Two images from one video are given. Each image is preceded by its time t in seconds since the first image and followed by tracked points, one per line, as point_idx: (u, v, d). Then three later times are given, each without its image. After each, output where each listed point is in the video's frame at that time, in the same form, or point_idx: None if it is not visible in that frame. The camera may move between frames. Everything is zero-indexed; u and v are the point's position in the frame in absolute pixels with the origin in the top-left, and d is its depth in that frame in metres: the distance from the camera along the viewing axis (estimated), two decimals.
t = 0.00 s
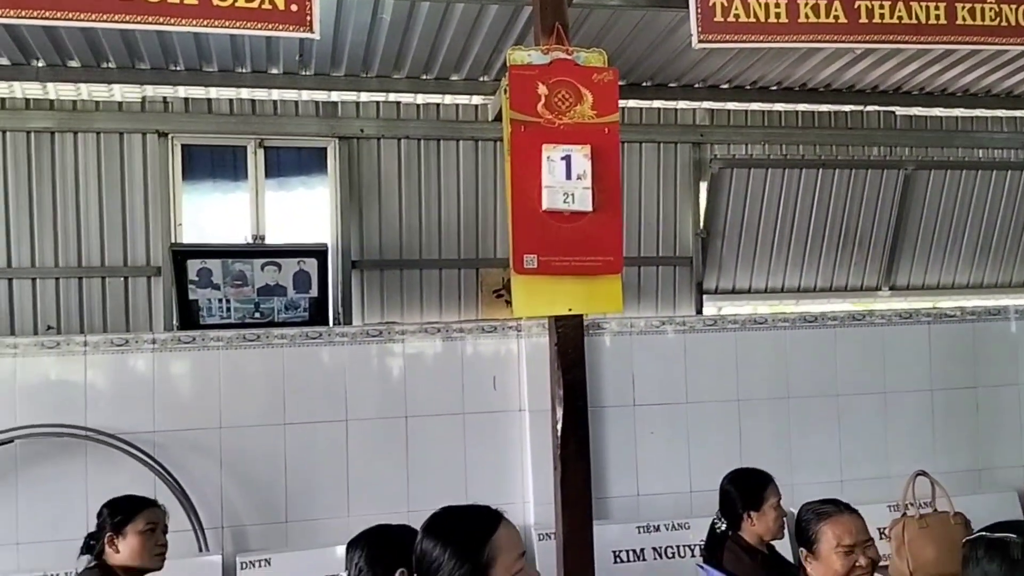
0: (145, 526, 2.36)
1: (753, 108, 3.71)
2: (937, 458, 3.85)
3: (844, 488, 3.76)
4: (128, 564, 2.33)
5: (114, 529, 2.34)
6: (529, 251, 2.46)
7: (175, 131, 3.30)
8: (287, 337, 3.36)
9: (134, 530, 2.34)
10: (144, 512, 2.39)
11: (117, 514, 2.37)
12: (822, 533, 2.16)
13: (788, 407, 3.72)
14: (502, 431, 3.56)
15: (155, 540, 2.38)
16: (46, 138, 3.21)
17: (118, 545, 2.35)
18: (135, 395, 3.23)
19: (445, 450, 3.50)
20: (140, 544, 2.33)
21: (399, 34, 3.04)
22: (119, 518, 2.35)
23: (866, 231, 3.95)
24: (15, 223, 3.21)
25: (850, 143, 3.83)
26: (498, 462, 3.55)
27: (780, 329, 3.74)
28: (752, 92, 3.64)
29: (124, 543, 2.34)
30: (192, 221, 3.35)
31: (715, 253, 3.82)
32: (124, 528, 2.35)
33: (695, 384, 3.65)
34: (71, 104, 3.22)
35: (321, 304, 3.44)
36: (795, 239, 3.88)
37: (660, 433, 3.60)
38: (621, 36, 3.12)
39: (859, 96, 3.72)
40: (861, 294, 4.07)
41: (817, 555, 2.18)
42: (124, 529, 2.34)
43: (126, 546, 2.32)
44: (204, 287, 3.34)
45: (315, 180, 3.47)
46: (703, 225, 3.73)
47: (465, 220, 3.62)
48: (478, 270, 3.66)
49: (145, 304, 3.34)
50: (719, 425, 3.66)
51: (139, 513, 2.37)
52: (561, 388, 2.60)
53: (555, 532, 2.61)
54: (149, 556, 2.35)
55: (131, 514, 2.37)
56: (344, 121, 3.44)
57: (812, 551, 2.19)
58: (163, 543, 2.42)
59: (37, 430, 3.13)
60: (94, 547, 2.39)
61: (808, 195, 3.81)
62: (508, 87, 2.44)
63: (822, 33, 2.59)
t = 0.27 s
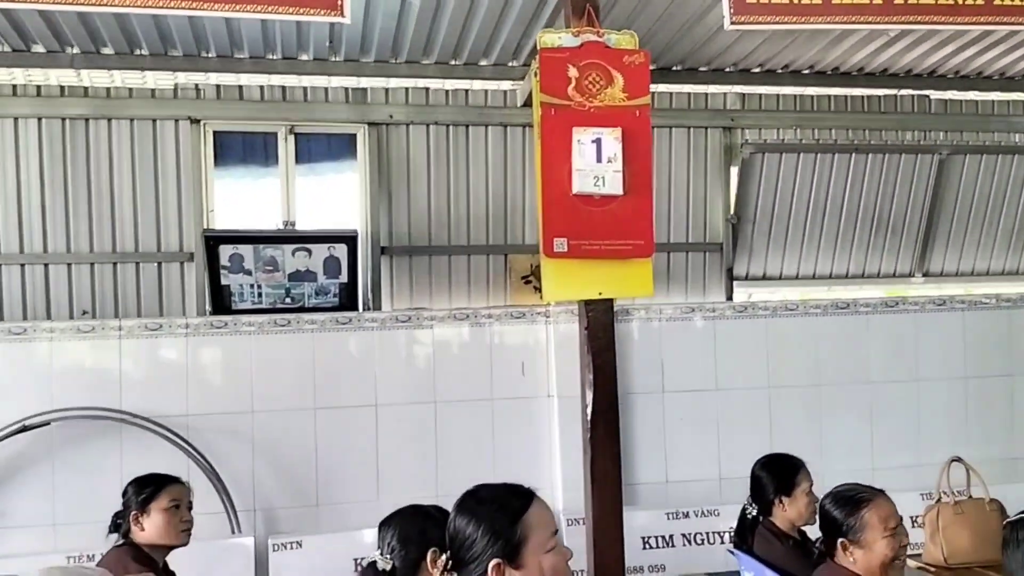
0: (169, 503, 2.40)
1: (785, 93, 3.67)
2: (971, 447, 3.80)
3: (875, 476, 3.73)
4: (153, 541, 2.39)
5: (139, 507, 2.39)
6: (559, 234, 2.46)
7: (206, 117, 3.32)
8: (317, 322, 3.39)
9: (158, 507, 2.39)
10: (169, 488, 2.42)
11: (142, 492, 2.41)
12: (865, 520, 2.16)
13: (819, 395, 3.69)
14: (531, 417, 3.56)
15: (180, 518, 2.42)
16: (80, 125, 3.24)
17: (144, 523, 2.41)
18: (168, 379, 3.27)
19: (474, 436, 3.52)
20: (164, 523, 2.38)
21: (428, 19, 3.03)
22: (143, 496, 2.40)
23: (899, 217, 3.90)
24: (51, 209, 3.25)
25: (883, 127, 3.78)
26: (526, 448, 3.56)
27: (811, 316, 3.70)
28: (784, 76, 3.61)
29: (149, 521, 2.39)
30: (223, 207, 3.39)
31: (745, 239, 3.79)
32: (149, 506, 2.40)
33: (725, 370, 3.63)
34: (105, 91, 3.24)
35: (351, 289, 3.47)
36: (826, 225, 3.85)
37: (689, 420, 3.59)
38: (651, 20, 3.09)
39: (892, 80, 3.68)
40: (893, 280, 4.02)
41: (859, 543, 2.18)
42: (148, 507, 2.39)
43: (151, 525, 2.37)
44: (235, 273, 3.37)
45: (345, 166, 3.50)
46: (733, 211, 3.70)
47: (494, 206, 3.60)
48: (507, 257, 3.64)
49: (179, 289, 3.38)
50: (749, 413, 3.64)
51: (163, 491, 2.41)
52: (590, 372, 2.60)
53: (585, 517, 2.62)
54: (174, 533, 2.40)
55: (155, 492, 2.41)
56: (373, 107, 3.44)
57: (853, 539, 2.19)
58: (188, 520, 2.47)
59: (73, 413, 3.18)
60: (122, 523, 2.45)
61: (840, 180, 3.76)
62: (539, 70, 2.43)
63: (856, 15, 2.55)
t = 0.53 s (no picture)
0: (176, 480, 2.45)
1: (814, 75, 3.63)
2: (1001, 433, 3.76)
3: (904, 462, 3.70)
4: (165, 517, 2.44)
5: (146, 486, 2.44)
6: (586, 216, 2.46)
7: (234, 102, 3.33)
8: (344, 306, 3.41)
9: (165, 485, 2.43)
10: (175, 465, 2.47)
11: (147, 471, 2.46)
12: (906, 493, 2.18)
13: (847, 380, 3.66)
14: (556, 401, 3.56)
15: (189, 492, 2.46)
16: (110, 109, 3.27)
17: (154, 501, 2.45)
18: (197, 362, 3.31)
19: (499, 420, 3.53)
20: (172, 498, 2.43)
21: (454, 3, 3.02)
22: (150, 474, 2.44)
23: (930, 200, 3.85)
24: (82, 194, 3.29)
25: (913, 109, 3.73)
26: (552, 432, 3.56)
27: (840, 301, 3.67)
28: (813, 58, 3.56)
29: (159, 498, 2.43)
30: (251, 191, 3.41)
31: (773, 223, 3.76)
32: (156, 484, 2.44)
33: (752, 355, 3.61)
34: (134, 76, 3.27)
35: (377, 273, 3.48)
36: (855, 209, 3.81)
37: (716, 405, 3.58)
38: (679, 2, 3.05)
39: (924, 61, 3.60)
40: (923, 265, 3.97)
41: (900, 517, 2.17)
42: (155, 486, 2.44)
43: (160, 502, 2.41)
44: (263, 257, 3.40)
45: (371, 150, 3.51)
46: (761, 195, 3.67)
47: (519, 191, 3.59)
48: (532, 241, 3.63)
49: (207, 272, 3.41)
50: (776, 398, 3.62)
51: (169, 468, 2.45)
52: (617, 354, 2.61)
53: (611, 500, 2.61)
54: (184, 508, 2.44)
55: (161, 470, 2.45)
56: (399, 91, 3.45)
57: (894, 514, 2.18)
58: (198, 493, 2.51)
59: (105, 395, 3.23)
60: (134, 503, 2.50)
61: (869, 164, 3.72)
62: (565, 50, 2.42)
63: None
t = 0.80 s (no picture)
0: (181, 458, 2.49)
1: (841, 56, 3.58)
2: None
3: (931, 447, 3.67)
4: (172, 495, 2.48)
5: (151, 466, 2.48)
6: (610, 198, 2.45)
7: (259, 86, 3.35)
8: (368, 290, 3.42)
9: (171, 464, 2.47)
10: (178, 443, 2.51)
11: (151, 451, 2.50)
12: (937, 470, 2.19)
13: (873, 365, 3.64)
14: (580, 384, 3.57)
15: (194, 469, 2.51)
16: (136, 94, 3.29)
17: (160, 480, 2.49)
18: (223, 344, 3.34)
19: (523, 402, 3.53)
20: (179, 476, 2.47)
21: None
22: (155, 454, 2.48)
23: (959, 183, 3.80)
24: (110, 178, 3.32)
25: (943, 91, 3.68)
26: (575, 415, 3.57)
27: (866, 284, 3.64)
28: (840, 39, 3.48)
29: (166, 476, 2.47)
30: (276, 175, 3.42)
31: (799, 206, 3.73)
32: (161, 463, 2.48)
33: (777, 339, 3.59)
34: (160, 60, 3.29)
35: (400, 257, 3.50)
36: (882, 192, 3.77)
37: (740, 389, 3.56)
38: None
39: (953, 43, 3.54)
40: (951, 249, 3.93)
41: (932, 495, 2.16)
42: (161, 465, 2.47)
43: (167, 480, 2.45)
44: (288, 241, 3.43)
45: (395, 134, 3.50)
46: (787, 178, 3.63)
47: (543, 175, 3.58)
48: (556, 225, 3.63)
49: (233, 256, 3.43)
50: (801, 382, 3.60)
51: (172, 447, 2.49)
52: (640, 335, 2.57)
53: (635, 482, 2.62)
54: (189, 484, 2.49)
55: (165, 449, 2.50)
56: (423, 75, 3.43)
57: (926, 492, 2.17)
58: (202, 471, 2.55)
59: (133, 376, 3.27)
60: (140, 484, 2.54)
61: (897, 146, 3.68)
62: (591, 31, 2.41)
63: None
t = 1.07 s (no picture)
0: (193, 438, 2.51)
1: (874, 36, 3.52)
2: None
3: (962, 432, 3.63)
4: (185, 475, 2.51)
5: (163, 447, 2.50)
6: (639, 178, 2.42)
7: (286, 69, 3.35)
8: (394, 273, 3.43)
9: (183, 444, 2.50)
10: (188, 424, 2.53)
11: (162, 432, 2.51)
12: (969, 450, 2.16)
13: (903, 348, 3.59)
14: (606, 368, 3.55)
15: (205, 448, 2.53)
16: (164, 77, 3.30)
17: (172, 459, 2.52)
18: (251, 326, 3.36)
19: (549, 385, 3.53)
20: (191, 456, 2.50)
21: None
22: (166, 435, 2.50)
23: (992, 165, 3.74)
24: (140, 161, 3.35)
25: (978, 71, 3.61)
26: (602, 398, 3.56)
27: (897, 268, 3.59)
28: (873, 18, 3.38)
29: (177, 457, 2.50)
30: (303, 157, 3.43)
31: (829, 188, 3.68)
32: (172, 443, 2.50)
33: (806, 322, 3.55)
34: (188, 43, 3.29)
35: (426, 239, 3.49)
36: (914, 174, 3.71)
37: (768, 373, 3.53)
38: None
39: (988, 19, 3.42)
40: (984, 231, 3.87)
41: (962, 475, 2.14)
42: (173, 445, 2.50)
43: (179, 461, 2.48)
44: (315, 223, 3.43)
45: (421, 116, 3.49)
46: (817, 158, 3.60)
47: (569, 157, 3.56)
48: (582, 207, 3.60)
49: (261, 239, 3.45)
50: (830, 366, 3.57)
51: (183, 427, 2.51)
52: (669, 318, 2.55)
53: (662, 465, 2.61)
54: (202, 464, 2.52)
55: (176, 429, 2.51)
56: (449, 56, 3.41)
57: (955, 472, 2.14)
58: (213, 449, 2.58)
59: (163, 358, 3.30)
60: (153, 463, 2.57)
61: (930, 127, 3.62)
62: (619, 10, 2.39)
63: None
